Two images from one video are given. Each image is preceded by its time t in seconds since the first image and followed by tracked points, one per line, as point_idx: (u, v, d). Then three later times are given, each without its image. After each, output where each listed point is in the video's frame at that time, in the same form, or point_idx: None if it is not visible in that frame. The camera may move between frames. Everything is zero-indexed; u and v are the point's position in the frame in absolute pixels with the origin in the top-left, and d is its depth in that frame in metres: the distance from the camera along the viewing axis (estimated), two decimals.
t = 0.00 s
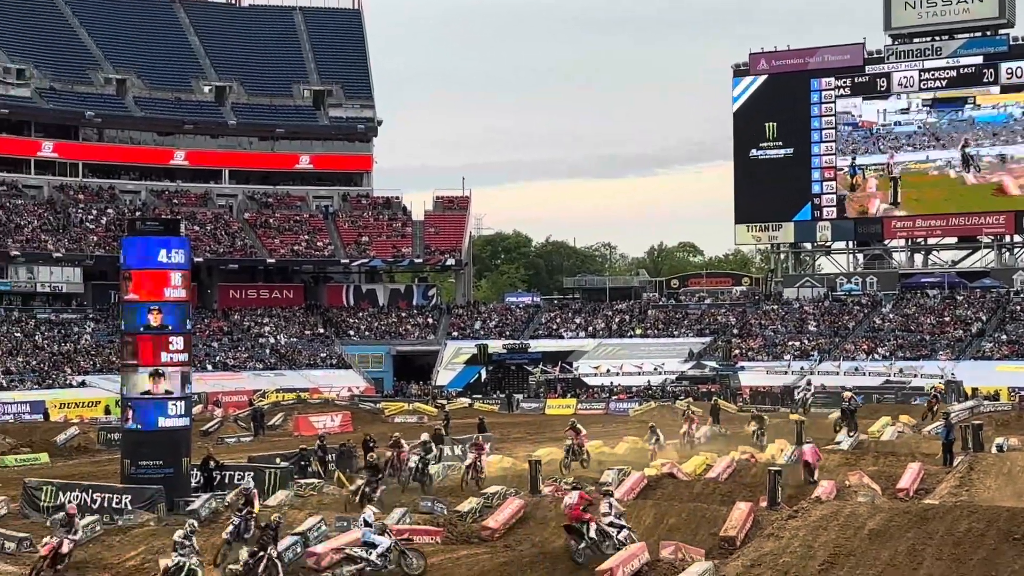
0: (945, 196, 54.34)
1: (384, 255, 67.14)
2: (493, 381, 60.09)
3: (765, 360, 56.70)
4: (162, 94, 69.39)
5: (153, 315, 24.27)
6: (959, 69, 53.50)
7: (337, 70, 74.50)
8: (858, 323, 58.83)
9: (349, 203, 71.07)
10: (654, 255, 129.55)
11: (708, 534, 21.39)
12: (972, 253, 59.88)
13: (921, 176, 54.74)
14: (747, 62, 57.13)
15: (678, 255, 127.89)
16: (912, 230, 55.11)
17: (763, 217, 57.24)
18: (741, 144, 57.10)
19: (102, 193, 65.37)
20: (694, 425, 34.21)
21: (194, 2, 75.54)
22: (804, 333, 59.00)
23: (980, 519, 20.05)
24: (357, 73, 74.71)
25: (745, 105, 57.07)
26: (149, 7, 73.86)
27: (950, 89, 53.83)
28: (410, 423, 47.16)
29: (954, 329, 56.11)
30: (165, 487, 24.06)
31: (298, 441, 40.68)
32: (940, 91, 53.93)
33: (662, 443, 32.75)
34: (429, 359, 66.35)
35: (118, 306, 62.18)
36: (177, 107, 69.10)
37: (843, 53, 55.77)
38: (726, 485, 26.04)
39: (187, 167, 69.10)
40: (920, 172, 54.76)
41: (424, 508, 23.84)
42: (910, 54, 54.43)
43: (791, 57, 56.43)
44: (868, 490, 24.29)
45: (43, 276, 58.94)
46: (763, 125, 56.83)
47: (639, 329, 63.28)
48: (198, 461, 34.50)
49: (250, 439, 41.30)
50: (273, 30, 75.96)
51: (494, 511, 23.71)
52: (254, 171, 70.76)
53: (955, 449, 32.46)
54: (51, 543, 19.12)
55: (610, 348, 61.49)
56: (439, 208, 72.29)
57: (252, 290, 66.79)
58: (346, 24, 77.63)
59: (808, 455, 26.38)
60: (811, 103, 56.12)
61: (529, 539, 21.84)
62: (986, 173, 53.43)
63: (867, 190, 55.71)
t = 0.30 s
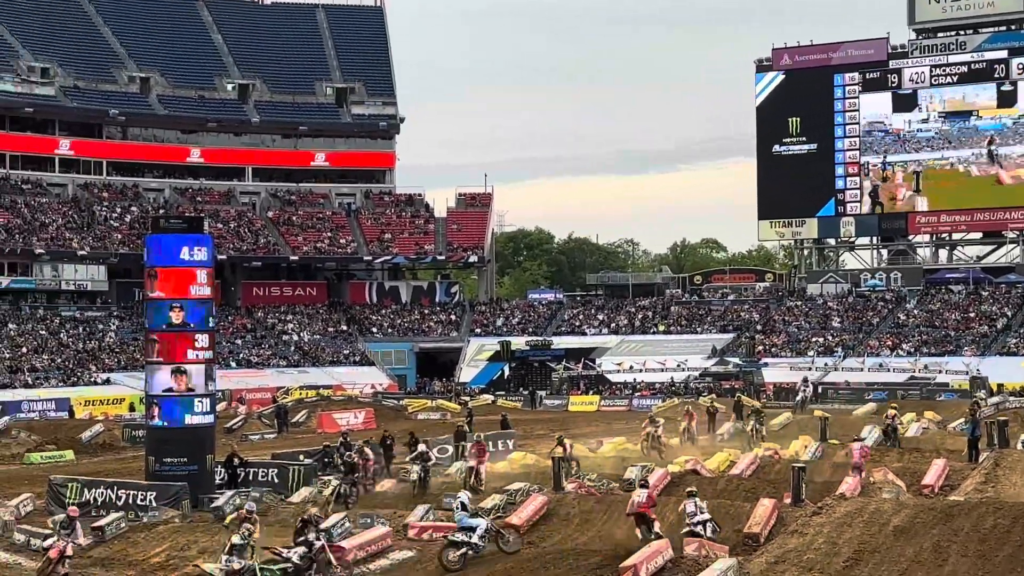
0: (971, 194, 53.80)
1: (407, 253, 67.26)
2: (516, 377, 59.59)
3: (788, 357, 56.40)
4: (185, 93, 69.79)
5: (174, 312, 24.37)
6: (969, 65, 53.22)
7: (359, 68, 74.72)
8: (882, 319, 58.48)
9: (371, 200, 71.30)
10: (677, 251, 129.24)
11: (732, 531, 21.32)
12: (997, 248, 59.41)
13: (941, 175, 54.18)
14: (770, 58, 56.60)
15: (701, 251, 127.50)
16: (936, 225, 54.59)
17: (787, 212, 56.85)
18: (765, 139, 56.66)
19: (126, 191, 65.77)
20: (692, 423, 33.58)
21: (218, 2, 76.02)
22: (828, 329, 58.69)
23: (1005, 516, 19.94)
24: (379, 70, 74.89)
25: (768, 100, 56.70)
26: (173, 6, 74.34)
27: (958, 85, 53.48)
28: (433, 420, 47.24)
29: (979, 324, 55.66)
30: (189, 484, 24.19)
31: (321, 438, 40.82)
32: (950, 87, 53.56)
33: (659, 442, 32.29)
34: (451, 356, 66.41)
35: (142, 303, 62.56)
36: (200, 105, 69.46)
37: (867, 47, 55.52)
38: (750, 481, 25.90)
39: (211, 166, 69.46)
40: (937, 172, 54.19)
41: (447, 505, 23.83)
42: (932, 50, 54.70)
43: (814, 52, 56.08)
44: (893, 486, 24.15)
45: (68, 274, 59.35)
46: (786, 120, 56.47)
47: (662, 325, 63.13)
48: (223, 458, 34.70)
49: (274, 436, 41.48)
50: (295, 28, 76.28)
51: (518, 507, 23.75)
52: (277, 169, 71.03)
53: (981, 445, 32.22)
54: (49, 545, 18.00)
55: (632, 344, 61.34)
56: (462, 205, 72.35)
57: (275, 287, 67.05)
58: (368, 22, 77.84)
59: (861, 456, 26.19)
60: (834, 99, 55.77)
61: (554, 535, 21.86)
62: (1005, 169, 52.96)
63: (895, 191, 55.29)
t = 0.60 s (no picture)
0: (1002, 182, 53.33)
1: (431, 250, 67.32)
2: (540, 375, 60.24)
3: (814, 353, 56.01)
4: (209, 92, 70.20)
5: (197, 312, 24.54)
6: (982, 61, 53.12)
7: (383, 66, 74.95)
8: (908, 315, 58.06)
9: (395, 198, 71.51)
10: (701, 248, 128.79)
11: (758, 528, 21.24)
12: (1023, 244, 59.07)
13: (962, 167, 53.67)
14: (794, 54, 56.40)
15: (725, 248, 127.03)
16: (963, 221, 54.29)
17: (811, 209, 56.56)
18: (789, 135, 56.38)
19: (151, 190, 66.18)
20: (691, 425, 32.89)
21: (242, 2, 76.50)
22: (853, 325, 58.31)
23: None
24: (403, 68, 75.09)
25: (793, 96, 56.39)
26: (198, 6, 74.85)
27: (972, 80, 53.33)
28: (458, 417, 47.29)
29: (1007, 321, 55.11)
30: (215, 482, 24.31)
31: (346, 436, 40.95)
32: (964, 83, 53.38)
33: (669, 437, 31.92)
34: (476, 354, 66.42)
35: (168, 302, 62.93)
36: (224, 104, 69.85)
37: (892, 43, 55.03)
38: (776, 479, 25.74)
39: (236, 165, 69.80)
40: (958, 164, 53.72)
41: (472, 502, 23.85)
42: (960, 44, 53.88)
43: (839, 48, 55.79)
44: (920, 483, 23.94)
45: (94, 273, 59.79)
46: (810, 116, 56.16)
47: (687, 322, 62.90)
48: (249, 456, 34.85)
49: (299, 434, 41.62)
50: (319, 27, 76.61)
51: (543, 505, 23.75)
52: (301, 167, 71.30)
53: (1009, 441, 31.91)
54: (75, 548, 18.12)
55: (656, 341, 61.17)
56: (486, 203, 72.41)
57: (300, 286, 67.28)
58: (392, 21, 78.05)
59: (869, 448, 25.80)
60: (859, 94, 55.38)
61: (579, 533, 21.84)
62: None
63: (931, 178, 54.63)
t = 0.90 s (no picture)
0: None
1: (456, 249, 67.39)
2: (567, 373, 60.78)
3: (840, 351, 55.64)
4: (235, 92, 70.56)
5: (222, 310, 24.64)
6: (996, 58, 52.74)
7: (408, 65, 75.16)
8: (935, 313, 57.65)
9: (421, 197, 71.76)
10: (727, 246, 128.38)
11: (784, 526, 21.14)
12: None
13: (985, 153, 53.34)
14: (820, 50, 56.04)
15: (751, 245, 126.57)
16: (990, 217, 54.25)
17: (839, 205, 56.28)
18: (814, 132, 56.07)
19: (178, 190, 66.64)
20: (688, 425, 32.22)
21: (268, 2, 76.99)
22: (880, 322, 57.93)
23: None
24: (428, 67, 75.27)
25: (818, 93, 56.03)
26: (224, 7, 75.34)
27: (986, 78, 53.15)
28: (484, 415, 47.35)
29: None
30: (243, 481, 24.45)
31: (373, 434, 41.15)
32: (977, 81, 53.31)
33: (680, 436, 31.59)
34: (501, 352, 66.48)
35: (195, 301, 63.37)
36: (250, 104, 70.22)
37: (919, 39, 54.51)
38: (803, 477, 25.52)
39: (262, 164, 70.10)
40: (980, 149, 53.37)
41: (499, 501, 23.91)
42: (987, 39, 53.19)
43: (865, 44, 55.26)
44: (948, 481, 23.75)
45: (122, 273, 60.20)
46: (837, 112, 55.79)
47: (713, 320, 62.70)
48: (277, 454, 35.07)
49: (326, 433, 41.83)
50: (345, 26, 76.90)
51: (569, 503, 23.76)
52: (326, 167, 71.59)
53: None
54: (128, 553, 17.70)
55: (682, 339, 61.02)
56: (511, 201, 72.48)
57: (326, 285, 67.54)
58: (417, 19, 78.23)
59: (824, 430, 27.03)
60: (885, 90, 54.97)
61: (605, 531, 21.81)
62: None
63: (955, 170, 54.22)
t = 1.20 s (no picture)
0: None
1: (483, 246, 67.43)
2: (593, 370, 59.08)
3: (868, 347, 55.27)
4: (262, 90, 70.92)
5: (249, 308, 24.78)
6: (1011, 53, 52.54)
7: (434, 63, 75.32)
8: (965, 308, 57.16)
9: (447, 194, 71.90)
10: (754, 242, 127.81)
11: (813, 523, 20.99)
12: None
13: (1013, 139, 52.77)
14: (848, 46, 55.55)
15: (778, 241, 125.94)
16: (1020, 214, 53.96)
17: (868, 200, 55.90)
18: (841, 128, 55.65)
19: (206, 188, 67.08)
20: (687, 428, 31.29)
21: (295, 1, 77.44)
22: (909, 318, 57.49)
23: None
24: (454, 64, 75.40)
25: (846, 88, 55.60)
26: (251, 6, 75.81)
27: (1001, 73, 52.95)
28: (511, 412, 47.42)
29: None
30: (271, 478, 24.55)
31: (400, 431, 41.31)
32: (993, 77, 53.11)
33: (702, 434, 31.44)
34: (528, 349, 66.51)
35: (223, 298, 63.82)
36: (277, 101, 70.57)
37: (947, 33, 54.08)
38: (830, 474, 25.36)
39: (289, 161, 70.41)
40: (1008, 138, 52.83)
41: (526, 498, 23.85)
42: (1017, 33, 53.25)
43: (893, 39, 54.82)
44: (978, 478, 23.55)
45: (150, 270, 60.63)
46: (864, 108, 55.32)
47: (740, 316, 62.47)
48: (304, 451, 35.29)
49: (353, 429, 42.01)
50: (371, 24, 77.16)
51: (596, 500, 23.76)
52: (353, 164, 71.84)
53: None
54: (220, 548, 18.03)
55: (709, 335, 60.81)
56: (537, 198, 72.51)
57: (353, 282, 67.81)
58: (443, 17, 78.36)
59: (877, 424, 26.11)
60: (913, 85, 54.47)
61: (633, 529, 21.74)
62: None
63: (986, 162, 53.83)
